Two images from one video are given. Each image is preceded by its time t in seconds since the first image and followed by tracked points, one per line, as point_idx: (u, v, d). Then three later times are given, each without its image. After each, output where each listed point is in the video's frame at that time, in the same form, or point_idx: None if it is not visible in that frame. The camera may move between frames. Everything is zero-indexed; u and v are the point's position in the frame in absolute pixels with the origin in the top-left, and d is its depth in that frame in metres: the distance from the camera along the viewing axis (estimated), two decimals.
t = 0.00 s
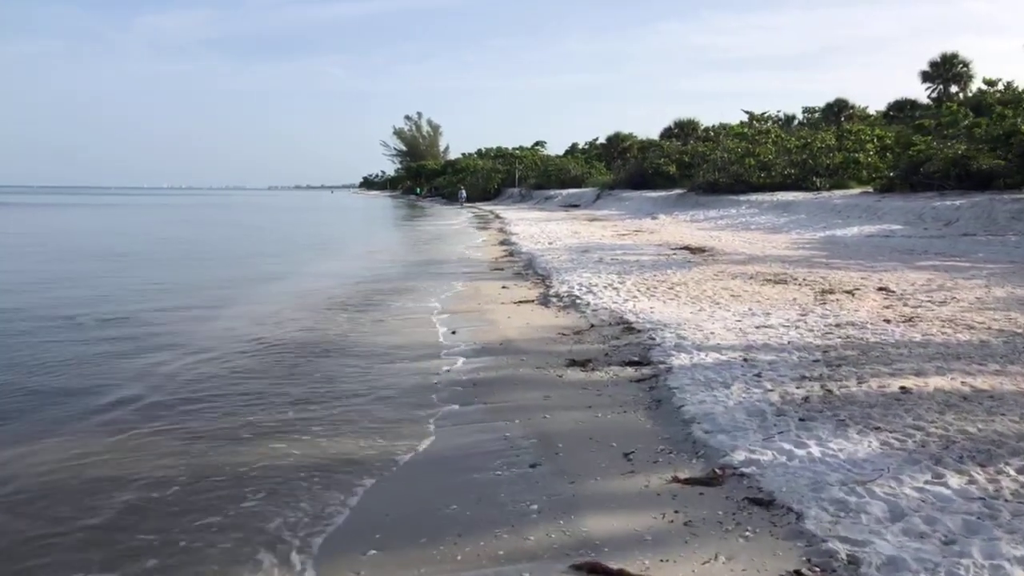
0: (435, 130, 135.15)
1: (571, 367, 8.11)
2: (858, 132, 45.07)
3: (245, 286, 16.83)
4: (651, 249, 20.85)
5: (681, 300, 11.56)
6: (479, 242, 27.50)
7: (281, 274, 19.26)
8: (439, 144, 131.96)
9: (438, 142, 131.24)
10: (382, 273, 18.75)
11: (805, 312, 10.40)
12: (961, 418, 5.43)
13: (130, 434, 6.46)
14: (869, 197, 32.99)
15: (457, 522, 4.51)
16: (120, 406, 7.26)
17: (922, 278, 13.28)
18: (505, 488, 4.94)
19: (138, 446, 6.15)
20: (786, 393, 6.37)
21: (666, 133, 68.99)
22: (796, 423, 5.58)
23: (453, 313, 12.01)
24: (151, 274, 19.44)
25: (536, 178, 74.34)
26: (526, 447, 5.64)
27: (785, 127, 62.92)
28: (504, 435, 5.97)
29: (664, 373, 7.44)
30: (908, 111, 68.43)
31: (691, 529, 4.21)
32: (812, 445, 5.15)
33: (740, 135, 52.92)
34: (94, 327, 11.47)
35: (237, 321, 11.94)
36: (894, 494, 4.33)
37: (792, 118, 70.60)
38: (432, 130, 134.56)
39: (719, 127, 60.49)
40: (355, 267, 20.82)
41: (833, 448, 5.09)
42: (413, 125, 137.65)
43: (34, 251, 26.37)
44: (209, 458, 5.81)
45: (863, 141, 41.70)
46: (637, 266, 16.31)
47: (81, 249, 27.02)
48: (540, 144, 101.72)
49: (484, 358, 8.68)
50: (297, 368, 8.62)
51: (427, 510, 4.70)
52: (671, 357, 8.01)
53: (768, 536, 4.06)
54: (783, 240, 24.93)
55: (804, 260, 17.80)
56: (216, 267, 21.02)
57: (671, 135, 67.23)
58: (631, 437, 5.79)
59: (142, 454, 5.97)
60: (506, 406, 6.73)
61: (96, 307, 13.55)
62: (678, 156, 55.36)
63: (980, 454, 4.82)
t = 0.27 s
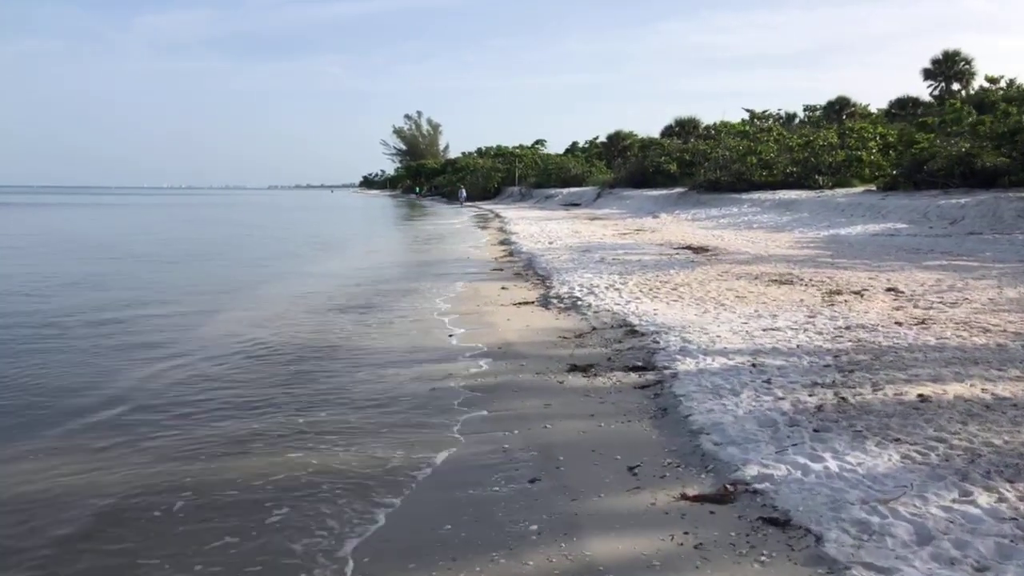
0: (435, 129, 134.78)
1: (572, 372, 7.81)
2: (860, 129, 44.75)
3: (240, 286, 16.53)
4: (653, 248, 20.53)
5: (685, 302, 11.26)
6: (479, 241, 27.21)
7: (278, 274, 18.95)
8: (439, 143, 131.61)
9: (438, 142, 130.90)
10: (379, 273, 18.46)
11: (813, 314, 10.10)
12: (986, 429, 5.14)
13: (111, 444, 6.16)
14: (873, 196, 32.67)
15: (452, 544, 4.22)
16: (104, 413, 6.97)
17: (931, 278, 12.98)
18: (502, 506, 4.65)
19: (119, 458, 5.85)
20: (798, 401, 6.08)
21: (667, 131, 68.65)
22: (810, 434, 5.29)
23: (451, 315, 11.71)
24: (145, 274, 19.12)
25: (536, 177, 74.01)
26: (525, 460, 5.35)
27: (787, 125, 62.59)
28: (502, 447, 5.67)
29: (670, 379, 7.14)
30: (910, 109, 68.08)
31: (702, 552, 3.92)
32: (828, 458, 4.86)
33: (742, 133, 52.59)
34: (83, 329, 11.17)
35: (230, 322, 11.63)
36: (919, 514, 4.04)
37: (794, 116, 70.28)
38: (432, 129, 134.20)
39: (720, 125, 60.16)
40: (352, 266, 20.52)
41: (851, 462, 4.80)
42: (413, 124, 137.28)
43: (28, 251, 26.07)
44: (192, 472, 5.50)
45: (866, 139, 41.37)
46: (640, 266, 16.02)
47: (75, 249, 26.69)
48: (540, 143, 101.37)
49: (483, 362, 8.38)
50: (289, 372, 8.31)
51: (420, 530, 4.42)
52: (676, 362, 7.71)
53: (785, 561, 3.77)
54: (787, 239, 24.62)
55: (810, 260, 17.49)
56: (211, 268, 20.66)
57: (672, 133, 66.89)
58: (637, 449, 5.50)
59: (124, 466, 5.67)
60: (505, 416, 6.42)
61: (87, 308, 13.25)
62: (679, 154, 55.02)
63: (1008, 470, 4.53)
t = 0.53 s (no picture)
0: (438, 128, 134.45)
1: (577, 379, 7.51)
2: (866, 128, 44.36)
3: (237, 286, 16.24)
4: (658, 249, 20.21)
5: (693, 305, 10.95)
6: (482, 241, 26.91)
7: (277, 274, 18.65)
8: (442, 142, 131.28)
9: (441, 140, 130.57)
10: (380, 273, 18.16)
11: (825, 318, 9.78)
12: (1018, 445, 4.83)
13: (93, 454, 5.86)
14: (879, 195, 32.30)
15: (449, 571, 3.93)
16: (88, 420, 6.67)
17: (944, 280, 12.67)
18: (504, 527, 4.36)
19: (103, 469, 5.55)
20: (815, 413, 5.78)
21: (670, 130, 68.27)
22: (831, 450, 4.98)
23: (451, 317, 11.40)
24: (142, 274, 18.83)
25: (539, 176, 73.63)
26: (529, 476, 5.05)
27: (791, 123, 62.16)
28: (504, 461, 5.37)
29: (679, 387, 6.84)
30: (915, 108, 67.63)
31: None
32: (851, 476, 4.56)
33: (746, 132, 52.21)
34: (74, 331, 10.88)
35: (225, 323, 11.34)
36: (954, 541, 3.74)
37: (798, 115, 69.86)
38: (435, 128, 133.86)
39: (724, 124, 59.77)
40: (352, 266, 20.23)
41: (876, 481, 4.50)
42: (416, 123, 136.96)
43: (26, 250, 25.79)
44: (176, 486, 5.20)
45: (871, 138, 40.98)
46: (645, 267, 15.70)
47: (73, 248, 26.41)
48: (543, 141, 101.02)
49: (484, 367, 8.08)
50: (283, 375, 8.00)
51: (416, 555, 4.13)
52: (685, 369, 7.40)
53: None
54: (793, 239, 24.28)
55: (818, 261, 17.17)
56: (208, 267, 20.36)
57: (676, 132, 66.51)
58: (646, 464, 5.20)
59: (105, 478, 5.37)
60: (507, 426, 6.12)
61: (80, 309, 12.97)
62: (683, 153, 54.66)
63: None
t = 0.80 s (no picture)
0: (441, 128, 134.28)
1: (585, 387, 7.19)
2: (872, 129, 43.99)
3: (237, 287, 15.96)
4: (665, 251, 19.88)
5: (703, 310, 10.63)
6: (485, 242, 26.63)
7: (277, 275, 18.37)
8: (445, 142, 131.01)
9: (444, 141, 130.30)
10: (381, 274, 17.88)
11: (840, 323, 9.47)
12: None
13: (78, 462, 5.57)
14: (888, 197, 31.96)
15: None
16: (75, 426, 6.36)
17: (961, 283, 12.35)
18: (511, 550, 4.06)
19: (89, 478, 5.28)
20: (840, 425, 5.46)
21: (675, 131, 67.92)
22: (859, 466, 4.67)
23: (455, 320, 11.10)
24: (140, 274, 18.55)
25: (543, 177, 73.35)
26: (537, 494, 4.74)
27: (797, 124, 61.78)
28: (510, 476, 5.07)
29: (694, 397, 6.53)
30: (922, 109, 67.23)
31: None
32: (885, 497, 4.24)
33: (751, 133, 51.89)
34: (67, 334, 10.59)
35: (223, 326, 11.04)
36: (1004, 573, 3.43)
37: (803, 115, 69.46)
38: (438, 128, 133.73)
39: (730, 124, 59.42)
40: (354, 267, 19.93)
41: (910, 501, 4.20)
42: (419, 124, 136.82)
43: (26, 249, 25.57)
44: (165, 497, 4.91)
45: (878, 139, 40.63)
46: (652, 269, 15.40)
47: (72, 248, 26.14)
48: (547, 142, 100.72)
49: (489, 373, 7.77)
50: (279, 379, 7.69)
51: None
52: (699, 377, 7.09)
53: None
54: (801, 240, 23.94)
55: (828, 263, 16.85)
56: (208, 268, 20.07)
57: (680, 133, 66.17)
58: (662, 480, 4.90)
59: (87, 490, 5.06)
60: (514, 437, 5.81)
61: (75, 311, 12.69)
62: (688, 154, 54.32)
63: None
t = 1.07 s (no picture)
0: (442, 129, 134.07)
1: (592, 396, 6.92)
2: (876, 128, 43.71)
3: (235, 289, 15.72)
4: (669, 252, 19.62)
5: (711, 314, 10.36)
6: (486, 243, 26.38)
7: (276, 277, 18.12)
8: (446, 143, 130.75)
9: (445, 141, 130.07)
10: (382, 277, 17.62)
11: (853, 327, 9.21)
12: None
13: (63, 476, 5.33)
14: (893, 196, 31.66)
15: None
16: (59, 438, 6.10)
17: (974, 285, 12.08)
18: None
19: (73, 493, 5.03)
20: (862, 439, 5.19)
21: (677, 131, 67.66)
22: (886, 485, 4.41)
23: (455, 324, 10.84)
24: (137, 276, 18.30)
25: (544, 177, 73.11)
26: (545, 514, 4.48)
27: (799, 123, 61.50)
28: (515, 493, 4.81)
29: (705, 408, 6.26)
30: (925, 109, 66.93)
31: None
32: (916, 519, 3.97)
33: (754, 132, 51.62)
34: (59, 340, 10.34)
35: (219, 330, 10.78)
36: None
37: (806, 115, 69.17)
38: (439, 129, 133.54)
39: (732, 124, 59.15)
40: (354, 269, 19.69)
41: (943, 524, 3.93)
42: (420, 124, 136.64)
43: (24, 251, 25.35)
44: (152, 514, 4.67)
45: (882, 138, 40.36)
46: (657, 271, 15.14)
47: (71, 250, 25.93)
48: (548, 142, 100.44)
49: (492, 380, 7.50)
50: (274, 388, 7.42)
51: None
52: (710, 386, 6.84)
53: None
54: (807, 241, 23.66)
55: (835, 264, 16.59)
56: (206, 270, 19.83)
57: (682, 133, 65.91)
58: (676, 499, 4.64)
59: (68, 508, 4.79)
60: (519, 451, 5.54)
61: (69, 315, 12.45)
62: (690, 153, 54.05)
63: None
